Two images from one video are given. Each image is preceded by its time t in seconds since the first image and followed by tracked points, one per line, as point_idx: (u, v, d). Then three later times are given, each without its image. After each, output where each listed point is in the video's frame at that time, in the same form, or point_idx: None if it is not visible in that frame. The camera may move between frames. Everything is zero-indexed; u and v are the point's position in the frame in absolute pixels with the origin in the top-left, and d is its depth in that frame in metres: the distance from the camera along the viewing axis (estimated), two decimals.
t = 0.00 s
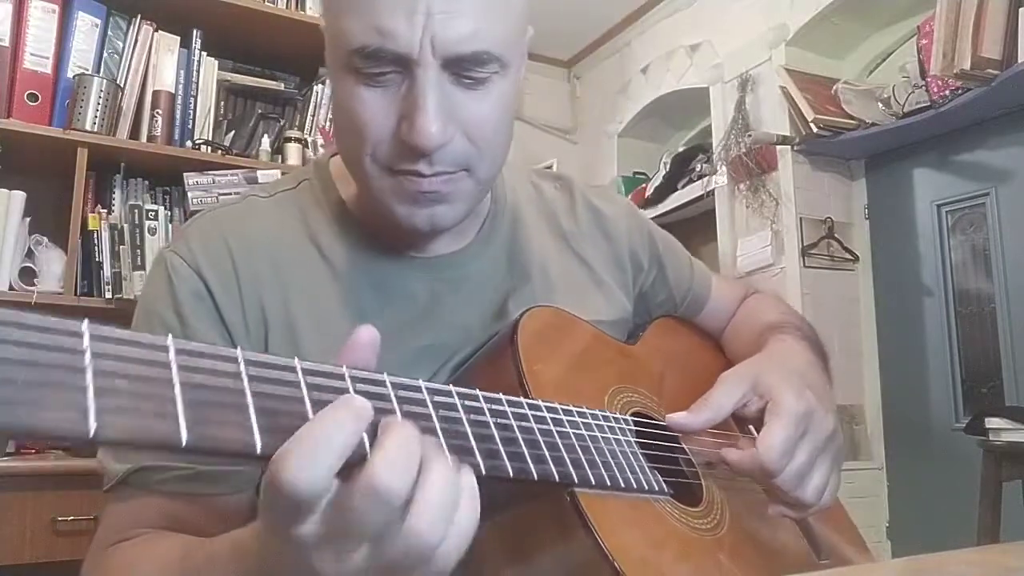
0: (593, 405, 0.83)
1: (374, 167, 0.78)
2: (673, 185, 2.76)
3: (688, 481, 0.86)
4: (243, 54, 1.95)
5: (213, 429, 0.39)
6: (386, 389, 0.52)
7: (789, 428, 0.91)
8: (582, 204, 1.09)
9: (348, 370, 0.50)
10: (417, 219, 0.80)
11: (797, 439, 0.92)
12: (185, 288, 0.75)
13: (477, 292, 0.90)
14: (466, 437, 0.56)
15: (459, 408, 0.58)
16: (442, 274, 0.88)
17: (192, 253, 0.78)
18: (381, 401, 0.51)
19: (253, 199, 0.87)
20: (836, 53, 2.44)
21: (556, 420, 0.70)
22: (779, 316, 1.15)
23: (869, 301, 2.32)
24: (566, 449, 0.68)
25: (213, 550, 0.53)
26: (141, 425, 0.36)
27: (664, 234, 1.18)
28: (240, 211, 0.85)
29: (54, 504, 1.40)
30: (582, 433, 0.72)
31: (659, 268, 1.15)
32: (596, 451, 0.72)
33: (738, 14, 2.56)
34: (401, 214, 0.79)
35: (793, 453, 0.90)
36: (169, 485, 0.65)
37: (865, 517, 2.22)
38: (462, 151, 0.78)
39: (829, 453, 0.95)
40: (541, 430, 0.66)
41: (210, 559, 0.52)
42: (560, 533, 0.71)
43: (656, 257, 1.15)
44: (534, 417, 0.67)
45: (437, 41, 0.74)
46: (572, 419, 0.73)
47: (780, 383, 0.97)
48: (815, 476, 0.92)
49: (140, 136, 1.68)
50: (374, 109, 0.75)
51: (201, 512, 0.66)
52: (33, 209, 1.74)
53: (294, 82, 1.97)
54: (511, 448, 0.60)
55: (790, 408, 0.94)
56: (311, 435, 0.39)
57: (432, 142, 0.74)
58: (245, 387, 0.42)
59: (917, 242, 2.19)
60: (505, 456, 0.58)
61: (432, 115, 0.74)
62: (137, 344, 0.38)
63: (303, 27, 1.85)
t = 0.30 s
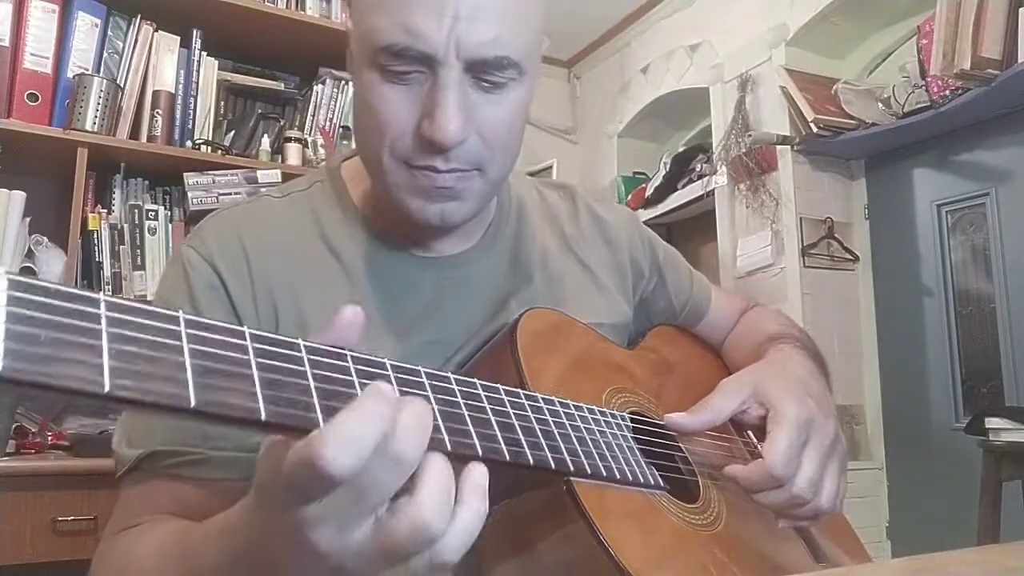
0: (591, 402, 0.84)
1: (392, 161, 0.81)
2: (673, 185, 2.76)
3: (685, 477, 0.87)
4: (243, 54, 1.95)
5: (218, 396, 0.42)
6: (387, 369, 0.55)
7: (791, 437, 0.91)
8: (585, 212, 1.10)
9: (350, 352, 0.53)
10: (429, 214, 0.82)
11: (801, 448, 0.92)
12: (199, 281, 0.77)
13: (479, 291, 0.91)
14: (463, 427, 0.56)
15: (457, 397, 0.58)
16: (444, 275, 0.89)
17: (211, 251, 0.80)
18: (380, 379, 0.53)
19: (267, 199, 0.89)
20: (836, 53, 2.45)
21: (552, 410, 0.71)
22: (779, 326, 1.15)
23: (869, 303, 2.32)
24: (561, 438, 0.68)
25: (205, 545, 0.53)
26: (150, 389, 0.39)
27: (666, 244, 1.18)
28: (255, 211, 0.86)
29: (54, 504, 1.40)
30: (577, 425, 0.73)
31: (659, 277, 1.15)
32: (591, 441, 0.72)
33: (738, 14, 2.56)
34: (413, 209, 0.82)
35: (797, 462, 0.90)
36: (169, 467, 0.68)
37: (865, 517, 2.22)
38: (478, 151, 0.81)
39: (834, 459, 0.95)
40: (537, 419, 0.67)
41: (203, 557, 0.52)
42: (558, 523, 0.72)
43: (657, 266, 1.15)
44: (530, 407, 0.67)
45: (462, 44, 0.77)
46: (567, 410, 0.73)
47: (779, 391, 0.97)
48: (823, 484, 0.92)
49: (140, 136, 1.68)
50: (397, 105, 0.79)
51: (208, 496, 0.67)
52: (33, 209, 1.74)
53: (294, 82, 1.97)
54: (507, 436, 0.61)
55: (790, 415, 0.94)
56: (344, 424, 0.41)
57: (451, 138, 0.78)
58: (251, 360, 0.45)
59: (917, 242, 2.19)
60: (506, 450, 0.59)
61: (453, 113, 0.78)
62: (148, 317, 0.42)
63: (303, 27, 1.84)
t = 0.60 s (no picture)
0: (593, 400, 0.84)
1: (410, 160, 0.81)
2: (672, 185, 2.76)
3: (686, 475, 0.87)
4: (243, 54, 1.95)
5: (227, 374, 0.42)
6: (391, 357, 0.54)
7: (790, 433, 0.92)
8: (593, 220, 1.09)
9: (356, 339, 0.53)
10: (444, 214, 0.83)
11: (801, 444, 0.92)
12: (214, 274, 0.77)
13: (486, 292, 0.91)
14: (467, 415, 0.57)
15: (460, 386, 0.59)
16: (455, 276, 0.89)
17: (225, 250, 0.80)
18: (385, 366, 0.53)
19: (283, 199, 0.88)
20: (836, 53, 2.44)
21: (553, 404, 0.71)
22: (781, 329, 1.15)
23: (870, 303, 2.32)
24: (562, 431, 0.68)
25: (219, 536, 0.54)
26: (161, 364, 0.39)
27: (672, 251, 1.18)
28: (269, 207, 0.86)
29: (54, 504, 1.40)
30: (579, 419, 0.73)
31: (665, 283, 1.15)
32: (592, 436, 0.72)
33: (738, 14, 2.56)
34: (428, 208, 0.82)
35: (797, 458, 0.90)
36: (181, 457, 0.67)
37: (865, 517, 2.22)
38: (495, 154, 0.81)
39: (835, 457, 0.96)
40: (539, 411, 0.67)
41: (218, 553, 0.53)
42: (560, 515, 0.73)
43: (663, 272, 1.15)
44: (533, 399, 0.68)
45: (487, 49, 0.77)
46: (570, 405, 0.73)
47: (780, 390, 0.98)
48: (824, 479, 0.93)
49: (140, 136, 1.68)
50: (417, 105, 0.79)
51: (220, 484, 0.67)
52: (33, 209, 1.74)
53: (294, 82, 1.97)
54: (508, 424, 0.61)
55: (789, 412, 0.95)
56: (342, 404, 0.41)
57: (470, 139, 0.78)
58: (260, 342, 0.45)
59: (917, 242, 2.19)
60: (504, 436, 0.59)
61: (473, 114, 0.78)
62: (164, 292, 0.42)
63: (303, 27, 1.84)
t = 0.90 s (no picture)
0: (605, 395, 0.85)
1: (441, 154, 0.82)
2: (672, 186, 2.76)
3: (694, 473, 0.86)
4: (243, 54, 1.95)
5: (258, 345, 0.44)
6: (412, 341, 0.56)
7: (802, 438, 0.94)
8: (605, 218, 1.11)
9: (380, 322, 0.55)
10: (469, 212, 0.84)
11: (810, 450, 0.94)
12: (232, 264, 0.77)
13: (499, 292, 0.92)
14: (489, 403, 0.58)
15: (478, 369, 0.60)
16: (470, 275, 0.90)
17: (241, 241, 0.80)
18: (406, 350, 0.55)
19: (297, 192, 0.89)
20: (836, 53, 2.44)
21: (568, 395, 0.71)
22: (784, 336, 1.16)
23: (870, 303, 2.32)
24: (576, 423, 0.68)
25: (266, 525, 0.56)
26: (195, 333, 0.41)
27: (682, 256, 1.20)
28: (283, 200, 0.87)
29: (53, 503, 1.40)
30: (593, 411, 0.73)
31: (675, 287, 1.16)
32: (605, 429, 0.73)
33: (738, 14, 2.56)
34: (454, 204, 0.84)
35: (805, 463, 0.92)
36: (196, 450, 0.68)
37: (865, 517, 2.22)
38: (526, 157, 0.82)
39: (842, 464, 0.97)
40: (555, 403, 0.67)
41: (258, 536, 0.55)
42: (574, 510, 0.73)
43: (673, 275, 1.16)
44: (549, 390, 0.68)
45: (531, 52, 0.79)
46: (584, 397, 0.74)
47: (791, 395, 0.99)
48: (828, 484, 0.94)
49: (140, 136, 1.68)
50: (455, 100, 0.80)
51: (230, 476, 0.69)
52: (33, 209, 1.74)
53: (294, 82, 1.97)
54: (524, 413, 0.62)
55: (801, 417, 0.96)
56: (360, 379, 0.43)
57: (507, 139, 0.79)
58: (287, 317, 0.48)
59: (916, 242, 2.19)
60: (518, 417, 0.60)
61: (511, 114, 0.79)
62: (197, 265, 0.45)
63: (303, 27, 1.84)
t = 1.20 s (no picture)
0: (626, 396, 0.86)
1: (464, 161, 0.82)
2: (673, 186, 2.77)
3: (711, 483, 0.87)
4: (243, 54, 1.95)
5: (296, 342, 0.45)
6: (447, 338, 0.57)
7: (822, 455, 0.93)
8: (622, 219, 1.12)
9: (416, 319, 0.56)
10: (486, 219, 0.83)
11: (829, 467, 0.94)
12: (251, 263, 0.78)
13: (516, 294, 0.93)
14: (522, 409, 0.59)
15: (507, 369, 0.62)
16: (484, 276, 0.91)
17: (255, 239, 0.81)
18: (440, 349, 0.55)
19: (308, 186, 0.90)
20: (836, 53, 2.44)
21: (594, 398, 0.72)
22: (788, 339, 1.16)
23: (869, 303, 2.32)
24: (602, 427, 0.69)
25: (316, 520, 0.57)
26: (234, 328, 0.42)
27: (699, 257, 1.20)
28: (294, 197, 0.87)
29: (53, 503, 1.40)
30: (617, 415, 0.73)
31: (693, 287, 1.17)
32: (630, 434, 0.73)
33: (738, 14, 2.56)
34: (473, 211, 0.83)
35: (823, 479, 0.92)
36: (221, 455, 0.69)
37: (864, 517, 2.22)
38: (553, 170, 0.82)
39: (857, 478, 0.97)
40: (582, 407, 0.68)
41: (310, 529, 0.57)
42: (599, 514, 0.74)
43: (690, 276, 1.17)
44: (576, 393, 0.69)
45: (571, 67, 0.79)
46: (610, 401, 0.74)
47: (813, 408, 0.99)
48: (845, 502, 0.94)
49: (140, 136, 1.68)
50: (486, 110, 0.79)
51: (252, 480, 0.71)
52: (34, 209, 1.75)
53: (294, 82, 1.97)
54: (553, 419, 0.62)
55: (824, 434, 0.96)
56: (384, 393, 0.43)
57: (537, 154, 0.78)
58: (327, 312, 0.48)
59: (917, 241, 2.19)
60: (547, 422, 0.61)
61: (543, 129, 0.78)
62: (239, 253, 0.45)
63: (302, 27, 1.84)
